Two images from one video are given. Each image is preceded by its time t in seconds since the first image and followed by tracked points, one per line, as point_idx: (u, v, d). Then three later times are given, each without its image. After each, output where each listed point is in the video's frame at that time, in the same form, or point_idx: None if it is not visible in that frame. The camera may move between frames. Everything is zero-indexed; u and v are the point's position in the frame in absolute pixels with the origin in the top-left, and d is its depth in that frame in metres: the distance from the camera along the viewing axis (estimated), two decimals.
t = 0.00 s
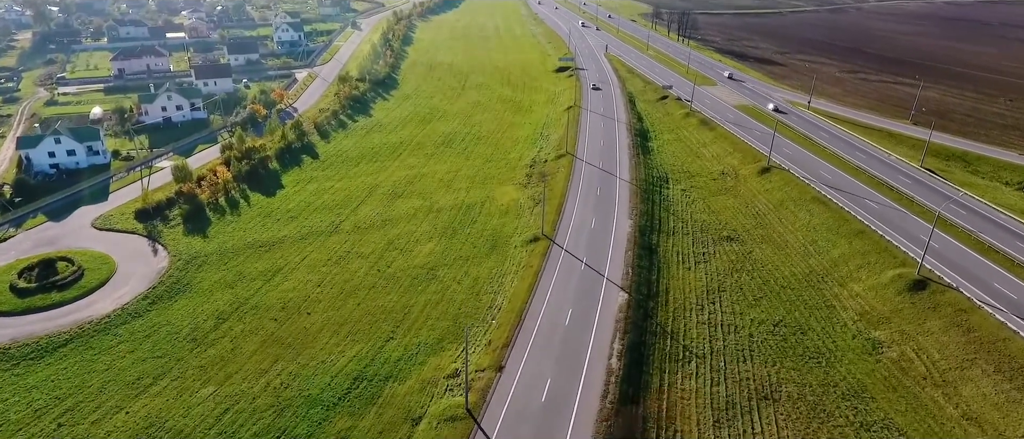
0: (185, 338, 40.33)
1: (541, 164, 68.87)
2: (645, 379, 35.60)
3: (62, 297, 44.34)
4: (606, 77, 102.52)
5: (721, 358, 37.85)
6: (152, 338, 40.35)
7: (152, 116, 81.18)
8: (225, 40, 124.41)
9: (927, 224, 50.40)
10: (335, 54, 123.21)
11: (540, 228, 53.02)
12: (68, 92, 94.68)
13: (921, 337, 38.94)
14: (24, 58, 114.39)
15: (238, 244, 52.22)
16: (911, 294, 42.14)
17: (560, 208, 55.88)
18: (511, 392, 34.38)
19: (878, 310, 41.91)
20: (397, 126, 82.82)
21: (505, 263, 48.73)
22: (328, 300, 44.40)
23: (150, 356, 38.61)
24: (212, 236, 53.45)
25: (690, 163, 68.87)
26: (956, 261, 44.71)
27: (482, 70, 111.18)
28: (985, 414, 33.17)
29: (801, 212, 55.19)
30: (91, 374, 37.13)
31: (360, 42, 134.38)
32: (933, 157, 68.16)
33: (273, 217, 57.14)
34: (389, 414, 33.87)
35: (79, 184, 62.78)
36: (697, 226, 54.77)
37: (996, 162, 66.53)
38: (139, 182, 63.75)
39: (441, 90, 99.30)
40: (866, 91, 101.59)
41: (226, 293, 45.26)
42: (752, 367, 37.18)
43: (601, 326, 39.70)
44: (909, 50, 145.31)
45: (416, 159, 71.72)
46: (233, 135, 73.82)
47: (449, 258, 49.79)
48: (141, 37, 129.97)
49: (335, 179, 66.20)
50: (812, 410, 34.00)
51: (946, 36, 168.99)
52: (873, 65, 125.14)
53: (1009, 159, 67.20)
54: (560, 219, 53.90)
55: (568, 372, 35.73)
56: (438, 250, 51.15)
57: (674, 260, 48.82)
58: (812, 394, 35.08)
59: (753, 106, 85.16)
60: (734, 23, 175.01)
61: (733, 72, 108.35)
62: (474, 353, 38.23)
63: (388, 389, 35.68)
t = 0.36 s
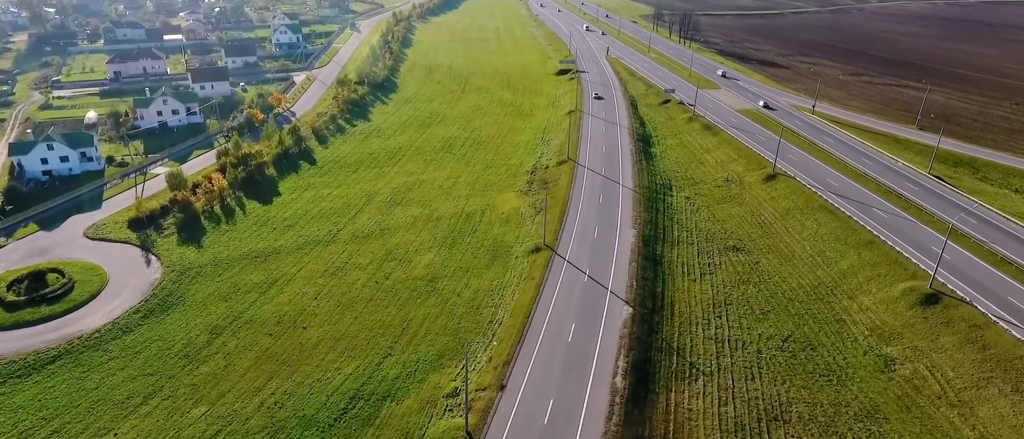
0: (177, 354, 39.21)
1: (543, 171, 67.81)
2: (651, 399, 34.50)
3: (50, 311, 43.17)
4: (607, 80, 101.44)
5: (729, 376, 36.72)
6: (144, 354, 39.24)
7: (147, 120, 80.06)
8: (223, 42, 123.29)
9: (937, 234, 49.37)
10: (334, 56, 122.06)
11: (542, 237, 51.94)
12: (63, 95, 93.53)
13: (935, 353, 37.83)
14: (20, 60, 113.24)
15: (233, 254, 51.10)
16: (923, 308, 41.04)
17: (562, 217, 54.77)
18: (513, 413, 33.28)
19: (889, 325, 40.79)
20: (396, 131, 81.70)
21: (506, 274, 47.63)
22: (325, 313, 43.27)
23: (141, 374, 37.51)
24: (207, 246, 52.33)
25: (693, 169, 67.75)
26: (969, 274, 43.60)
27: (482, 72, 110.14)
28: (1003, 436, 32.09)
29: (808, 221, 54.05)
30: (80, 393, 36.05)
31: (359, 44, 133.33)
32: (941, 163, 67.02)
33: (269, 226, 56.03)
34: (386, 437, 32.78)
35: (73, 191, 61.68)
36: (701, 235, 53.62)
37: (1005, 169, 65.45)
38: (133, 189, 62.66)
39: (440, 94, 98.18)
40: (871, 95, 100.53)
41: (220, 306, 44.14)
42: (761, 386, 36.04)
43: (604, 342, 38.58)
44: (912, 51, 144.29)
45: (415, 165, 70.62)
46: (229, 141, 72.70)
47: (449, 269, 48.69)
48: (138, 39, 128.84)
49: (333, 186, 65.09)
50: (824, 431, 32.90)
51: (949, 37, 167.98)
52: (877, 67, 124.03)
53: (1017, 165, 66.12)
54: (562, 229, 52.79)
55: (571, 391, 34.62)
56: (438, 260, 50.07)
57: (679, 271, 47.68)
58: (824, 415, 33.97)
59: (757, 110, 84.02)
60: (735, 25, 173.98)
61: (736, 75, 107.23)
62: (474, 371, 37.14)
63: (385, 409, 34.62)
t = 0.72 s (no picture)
0: (168, 371, 38.07)
1: (544, 177, 66.69)
2: (657, 420, 33.40)
3: (38, 327, 42.01)
4: (609, 83, 100.33)
5: (737, 395, 35.59)
6: (134, 371, 38.13)
7: (142, 125, 78.92)
8: (221, 45, 122.15)
9: (948, 244, 48.31)
10: (332, 59, 120.92)
11: (543, 248, 50.83)
12: (57, 99, 92.36)
13: (949, 371, 36.72)
14: (15, 63, 112.06)
15: (228, 265, 49.95)
16: (936, 323, 39.96)
17: (564, 226, 53.65)
18: (514, 435, 32.19)
19: (901, 340, 39.69)
20: (395, 136, 80.53)
21: (507, 286, 46.53)
22: (321, 328, 42.15)
23: (130, 393, 36.39)
24: (201, 256, 51.19)
25: (696, 176, 66.61)
26: (982, 287, 42.51)
27: (482, 75, 109.00)
28: None
29: (815, 230, 52.93)
30: (67, 413, 34.96)
31: (358, 47, 132.22)
32: (949, 170, 65.83)
33: (265, 235, 54.91)
34: None
35: (65, 199, 60.55)
36: (706, 245, 52.45)
37: (1015, 175, 64.24)
38: (127, 197, 61.54)
39: (439, 97, 97.05)
40: (875, 98, 99.41)
41: (214, 320, 43.02)
42: (771, 405, 34.91)
43: (608, 359, 37.46)
44: (916, 53, 143.00)
45: (414, 171, 69.51)
46: (225, 147, 71.58)
47: (449, 281, 47.52)
48: (135, 42, 127.69)
49: (331, 193, 63.89)
50: None
51: (953, 39, 166.67)
52: (880, 69, 122.83)
53: None
54: (564, 239, 51.66)
55: (574, 412, 33.51)
56: (437, 271, 48.93)
57: (684, 283, 46.55)
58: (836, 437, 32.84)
59: (761, 114, 82.89)
60: (737, 26, 172.88)
61: (738, 78, 106.09)
62: (474, 389, 36.05)
63: (382, 431, 33.52)
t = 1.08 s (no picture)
0: (159, 389, 36.92)
1: (545, 183, 65.56)
2: None
3: (25, 343, 40.92)
4: (610, 86, 99.17)
5: (746, 415, 34.46)
6: (123, 389, 37.04)
7: (137, 129, 77.78)
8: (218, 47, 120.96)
9: (960, 255, 47.18)
10: (331, 61, 119.76)
11: (545, 258, 49.69)
12: (52, 103, 91.17)
13: (964, 390, 35.61)
14: (10, 65, 110.83)
15: (222, 276, 48.83)
16: (949, 339, 38.85)
17: (565, 236, 52.49)
18: None
19: (914, 357, 38.54)
20: (393, 140, 79.36)
21: (508, 299, 45.39)
22: (316, 343, 41.00)
23: (119, 412, 35.31)
24: (195, 267, 50.04)
25: (700, 182, 65.49)
26: (996, 301, 41.41)
27: (482, 78, 107.81)
28: None
29: (823, 240, 51.79)
30: (53, 435, 33.91)
31: (357, 48, 131.05)
32: (958, 176, 64.67)
33: (260, 244, 53.77)
34: None
35: (57, 207, 59.43)
36: (712, 255, 51.30)
37: None
38: (120, 204, 60.41)
39: (439, 101, 95.88)
40: (880, 102, 98.31)
41: (207, 334, 41.89)
42: (781, 427, 33.79)
43: (613, 377, 36.34)
44: (920, 54, 141.72)
45: (413, 177, 68.39)
46: (221, 152, 70.45)
47: (448, 293, 46.36)
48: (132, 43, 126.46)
49: (328, 200, 62.72)
50: None
51: (956, 40, 165.38)
52: (884, 71, 121.64)
53: None
54: (566, 249, 50.50)
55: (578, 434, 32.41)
56: (436, 283, 47.78)
57: (689, 296, 45.40)
58: None
59: (765, 119, 81.73)
60: (739, 27, 171.72)
61: (741, 81, 104.97)
62: (474, 409, 34.96)
63: None
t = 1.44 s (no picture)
0: (148, 409, 35.83)
1: (546, 190, 64.45)
2: None
3: (12, 359, 39.86)
4: (611, 89, 98.11)
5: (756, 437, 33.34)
6: (112, 408, 35.98)
7: (132, 134, 76.68)
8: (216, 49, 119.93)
9: (972, 267, 46.09)
10: (329, 63, 118.67)
11: (546, 269, 48.55)
12: (46, 106, 90.06)
13: (980, 410, 34.54)
14: (4, 68, 109.72)
15: (216, 287, 47.74)
16: (963, 355, 37.77)
17: (567, 246, 51.39)
18: None
19: (927, 374, 37.44)
20: (392, 145, 78.30)
21: (509, 312, 44.30)
22: (312, 359, 39.84)
23: (107, 434, 34.24)
24: (188, 278, 48.93)
25: (704, 189, 64.39)
26: (1010, 317, 40.35)
27: (482, 81, 106.73)
28: None
29: (830, 250, 50.61)
30: None
31: (356, 50, 129.95)
32: (966, 183, 63.55)
33: (256, 254, 52.65)
34: None
35: (49, 215, 58.32)
36: (717, 266, 50.14)
37: None
38: (113, 212, 59.32)
39: (438, 104, 94.73)
40: (884, 106, 97.21)
41: (199, 349, 40.81)
42: None
43: (617, 397, 35.23)
44: (923, 56, 140.58)
45: (412, 184, 67.30)
46: (217, 158, 69.33)
47: (447, 306, 45.23)
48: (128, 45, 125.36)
49: (326, 207, 61.62)
50: None
51: (959, 41, 164.26)
52: (888, 74, 120.53)
53: None
54: (568, 260, 49.39)
55: None
56: (435, 295, 46.68)
57: (695, 309, 44.29)
58: None
59: (769, 123, 80.60)
60: (741, 28, 170.68)
61: (743, 84, 103.89)
62: (474, 431, 33.90)
63: None
